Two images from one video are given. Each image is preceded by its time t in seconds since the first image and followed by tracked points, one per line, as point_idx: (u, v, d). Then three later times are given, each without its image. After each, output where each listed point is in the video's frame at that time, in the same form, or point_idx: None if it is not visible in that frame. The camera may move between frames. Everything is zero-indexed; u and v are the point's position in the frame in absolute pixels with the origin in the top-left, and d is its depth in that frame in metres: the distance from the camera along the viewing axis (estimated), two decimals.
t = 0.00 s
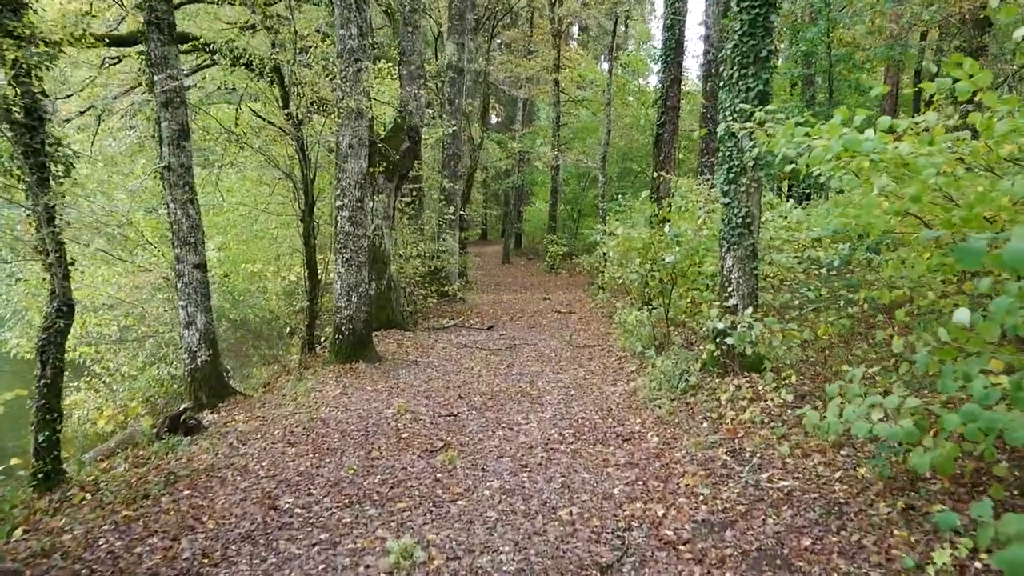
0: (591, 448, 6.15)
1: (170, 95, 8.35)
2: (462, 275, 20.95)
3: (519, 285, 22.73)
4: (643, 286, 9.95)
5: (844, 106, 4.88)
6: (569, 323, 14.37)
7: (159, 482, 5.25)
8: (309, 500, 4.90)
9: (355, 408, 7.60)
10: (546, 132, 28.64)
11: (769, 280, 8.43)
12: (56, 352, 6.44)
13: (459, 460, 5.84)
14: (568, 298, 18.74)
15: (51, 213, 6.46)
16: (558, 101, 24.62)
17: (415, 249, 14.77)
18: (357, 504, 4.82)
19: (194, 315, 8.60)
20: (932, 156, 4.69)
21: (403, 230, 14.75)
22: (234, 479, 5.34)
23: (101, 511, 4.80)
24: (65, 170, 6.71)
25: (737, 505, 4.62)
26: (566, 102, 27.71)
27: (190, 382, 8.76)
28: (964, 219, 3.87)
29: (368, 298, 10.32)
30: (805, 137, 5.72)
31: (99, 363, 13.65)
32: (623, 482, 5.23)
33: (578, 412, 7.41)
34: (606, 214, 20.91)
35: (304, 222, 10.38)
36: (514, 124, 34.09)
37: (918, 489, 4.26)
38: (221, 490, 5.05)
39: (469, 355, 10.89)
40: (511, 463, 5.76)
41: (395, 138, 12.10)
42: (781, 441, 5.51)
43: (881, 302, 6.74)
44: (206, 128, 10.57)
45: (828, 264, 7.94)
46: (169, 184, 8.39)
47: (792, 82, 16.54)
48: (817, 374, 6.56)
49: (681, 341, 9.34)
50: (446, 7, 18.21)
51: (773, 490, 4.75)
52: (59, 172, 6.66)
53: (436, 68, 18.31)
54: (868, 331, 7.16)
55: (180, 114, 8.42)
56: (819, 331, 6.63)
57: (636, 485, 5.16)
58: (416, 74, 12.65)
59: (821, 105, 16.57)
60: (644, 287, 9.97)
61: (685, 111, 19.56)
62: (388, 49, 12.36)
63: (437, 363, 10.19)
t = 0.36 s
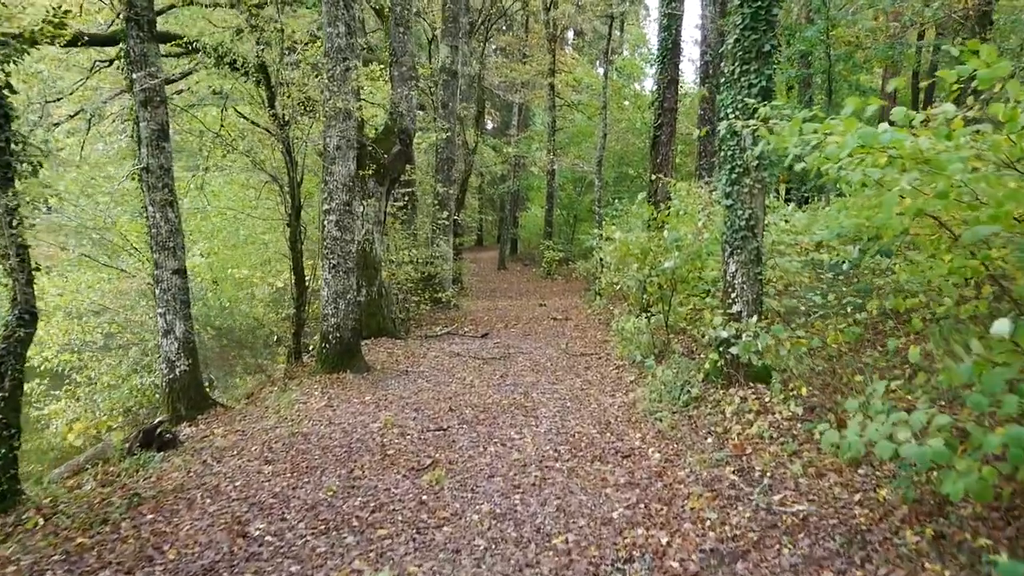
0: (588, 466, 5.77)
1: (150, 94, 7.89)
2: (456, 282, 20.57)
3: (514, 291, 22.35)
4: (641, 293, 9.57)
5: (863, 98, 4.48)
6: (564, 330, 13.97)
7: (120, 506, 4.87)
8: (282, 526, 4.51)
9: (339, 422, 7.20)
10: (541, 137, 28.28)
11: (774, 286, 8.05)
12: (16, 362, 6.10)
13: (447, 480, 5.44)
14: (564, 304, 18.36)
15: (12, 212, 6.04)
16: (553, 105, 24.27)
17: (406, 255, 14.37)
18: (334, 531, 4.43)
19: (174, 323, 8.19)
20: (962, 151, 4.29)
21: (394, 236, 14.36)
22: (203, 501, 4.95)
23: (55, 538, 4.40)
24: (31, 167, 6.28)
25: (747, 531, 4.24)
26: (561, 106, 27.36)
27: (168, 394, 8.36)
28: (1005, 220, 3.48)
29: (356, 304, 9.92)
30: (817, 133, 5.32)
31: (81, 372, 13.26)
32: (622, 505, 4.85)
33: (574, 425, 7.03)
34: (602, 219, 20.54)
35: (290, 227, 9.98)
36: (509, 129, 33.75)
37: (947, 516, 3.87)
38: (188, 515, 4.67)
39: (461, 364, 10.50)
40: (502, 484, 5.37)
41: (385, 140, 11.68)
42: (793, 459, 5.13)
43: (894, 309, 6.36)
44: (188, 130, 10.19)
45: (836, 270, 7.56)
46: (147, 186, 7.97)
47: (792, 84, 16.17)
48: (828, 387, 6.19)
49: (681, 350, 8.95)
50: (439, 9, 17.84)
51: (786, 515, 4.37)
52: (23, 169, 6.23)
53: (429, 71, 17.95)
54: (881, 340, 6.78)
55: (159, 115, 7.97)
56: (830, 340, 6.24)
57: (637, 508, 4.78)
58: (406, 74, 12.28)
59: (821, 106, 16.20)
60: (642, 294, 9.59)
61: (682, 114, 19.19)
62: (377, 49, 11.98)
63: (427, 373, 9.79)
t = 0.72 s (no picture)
0: (581, 492, 5.46)
1: (122, 102, 7.66)
2: (450, 294, 20.26)
3: (508, 304, 22.04)
4: (637, 306, 9.27)
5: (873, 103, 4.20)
6: (559, 344, 13.65)
7: (75, 542, 4.63)
8: (250, 563, 4.27)
9: (322, 445, 6.88)
10: (536, 148, 28.02)
11: (775, 300, 7.75)
12: None
13: (430, 509, 5.13)
14: (559, 317, 18.02)
15: None
16: (548, 116, 24.01)
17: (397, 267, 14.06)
18: (302, 568, 4.17)
19: (147, 340, 7.89)
20: (979, 159, 4.00)
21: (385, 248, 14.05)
22: (166, 537, 4.77)
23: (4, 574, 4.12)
24: None
25: (749, 568, 3.94)
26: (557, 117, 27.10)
27: (141, 416, 8.05)
28: None
29: (343, 319, 9.61)
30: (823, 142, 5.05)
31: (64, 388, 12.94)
32: (616, 537, 4.54)
33: (567, 447, 6.71)
34: (598, 231, 20.24)
35: (275, 239, 9.68)
36: (504, 141, 33.52)
37: (967, 554, 3.56)
38: (149, 552, 4.50)
39: (451, 381, 10.17)
40: (487, 513, 5.06)
41: (374, 150, 11.38)
42: (797, 487, 4.83)
43: (903, 324, 6.04)
44: (170, 140, 9.91)
45: (840, 284, 7.25)
46: (120, 199, 7.69)
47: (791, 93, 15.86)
48: (833, 406, 5.88)
49: (678, 365, 8.64)
50: (432, 18, 17.57)
51: (790, 548, 4.07)
52: None
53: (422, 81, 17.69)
54: (887, 357, 6.47)
55: (132, 123, 7.73)
56: (835, 357, 5.94)
57: (631, 541, 4.48)
58: (397, 83, 11.99)
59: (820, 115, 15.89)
60: (639, 309, 9.28)
61: (679, 125, 18.91)
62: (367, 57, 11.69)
63: (416, 391, 9.47)
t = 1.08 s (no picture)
0: (599, 518, 5.08)
1: (121, 110, 7.30)
2: (461, 304, 19.92)
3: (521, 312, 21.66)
4: (654, 315, 8.88)
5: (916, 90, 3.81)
6: (572, 354, 13.26)
7: None
8: None
9: (324, 464, 6.52)
10: (548, 155, 27.66)
11: (801, 307, 7.34)
12: None
13: (437, 537, 4.76)
14: (573, 326, 17.63)
15: None
16: (559, 122, 23.65)
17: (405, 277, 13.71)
18: None
19: (146, 355, 7.53)
20: None
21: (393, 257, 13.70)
22: (152, 569, 4.42)
23: None
24: None
25: None
26: (567, 124, 26.74)
27: (139, 433, 7.68)
28: None
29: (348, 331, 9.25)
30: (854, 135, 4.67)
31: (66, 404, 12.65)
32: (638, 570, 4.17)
33: (583, 466, 6.33)
34: (611, 238, 19.85)
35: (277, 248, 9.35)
36: (515, 148, 33.18)
37: None
38: None
39: (462, 394, 9.80)
40: (499, 541, 4.69)
41: (380, 157, 11.03)
42: (835, 513, 4.44)
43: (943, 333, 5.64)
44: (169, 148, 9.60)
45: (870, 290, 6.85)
46: (118, 209, 7.33)
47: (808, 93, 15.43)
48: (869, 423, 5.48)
49: (699, 377, 8.26)
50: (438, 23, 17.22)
51: None
52: None
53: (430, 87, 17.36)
54: (924, 369, 6.07)
55: (130, 131, 7.35)
56: (870, 369, 5.55)
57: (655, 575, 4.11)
58: (402, 88, 11.65)
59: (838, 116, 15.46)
60: (656, 318, 8.89)
61: (692, 128, 18.49)
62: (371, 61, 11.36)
63: (425, 405, 9.10)
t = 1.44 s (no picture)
0: (618, 544, 4.77)
1: (120, 117, 7.07)
2: (477, 313, 19.61)
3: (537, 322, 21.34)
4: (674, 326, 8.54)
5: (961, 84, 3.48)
6: (590, 365, 12.91)
7: None
8: None
9: (329, 485, 6.22)
10: (564, 162, 27.35)
11: (829, 318, 6.99)
12: None
13: (445, 567, 4.46)
14: (590, 336, 17.27)
15: None
16: (575, 129, 23.33)
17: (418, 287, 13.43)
18: None
19: (146, 371, 7.29)
20: None
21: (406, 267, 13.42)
22: None
23: None
24: None
25: None
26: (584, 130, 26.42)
27: (139, 452, 7.43)
28: None
29: (357, 344, 8.96)
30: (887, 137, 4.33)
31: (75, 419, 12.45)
32: None
33: (600, 486, 6.02)
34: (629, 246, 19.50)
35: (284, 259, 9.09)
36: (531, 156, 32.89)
37: None
38: None
39: (475, 409, 9.48)
40: (510, 572, 4.38)
41: (391, 165, 10.75)
42: (872, 542, 4.12)
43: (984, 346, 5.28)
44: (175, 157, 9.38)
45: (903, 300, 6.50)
46: (116, 220, 7.09)
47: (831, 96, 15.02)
48: (904, 441, 5.14)
49: (721, 390, 7.91)
50: (451, 29, 16.94)
51: None
52: None
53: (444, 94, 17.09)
54: (962, 384, 5.71)
55: (129, 139, 7.09)
56: (906, 384, 5.20)
57: None
58: (414, 94, 11.38)
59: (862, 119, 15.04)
60: (676, 329, 8.55)
61: (711, 134, 18.11)
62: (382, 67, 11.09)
63: (436, 420, 8.79)
